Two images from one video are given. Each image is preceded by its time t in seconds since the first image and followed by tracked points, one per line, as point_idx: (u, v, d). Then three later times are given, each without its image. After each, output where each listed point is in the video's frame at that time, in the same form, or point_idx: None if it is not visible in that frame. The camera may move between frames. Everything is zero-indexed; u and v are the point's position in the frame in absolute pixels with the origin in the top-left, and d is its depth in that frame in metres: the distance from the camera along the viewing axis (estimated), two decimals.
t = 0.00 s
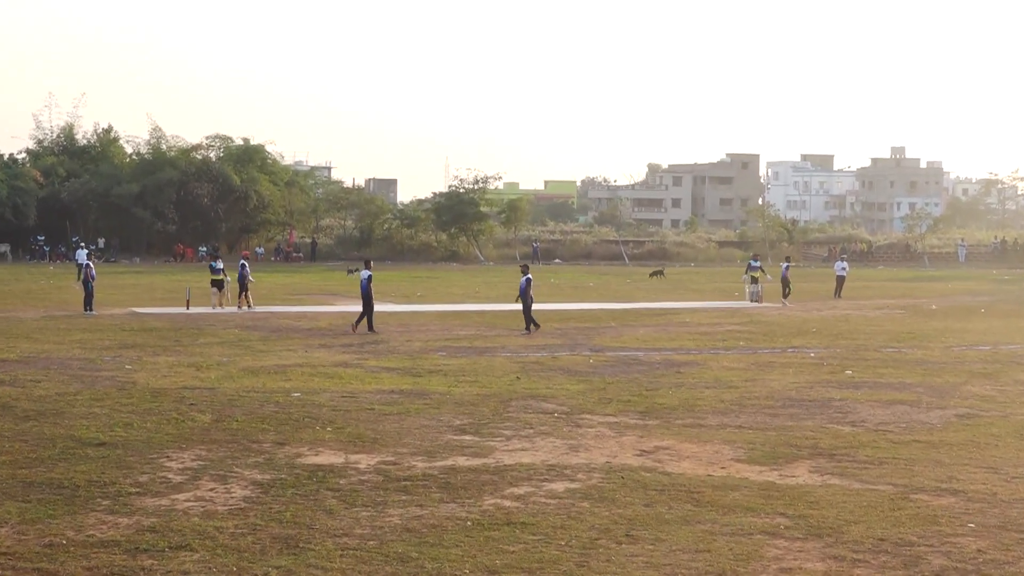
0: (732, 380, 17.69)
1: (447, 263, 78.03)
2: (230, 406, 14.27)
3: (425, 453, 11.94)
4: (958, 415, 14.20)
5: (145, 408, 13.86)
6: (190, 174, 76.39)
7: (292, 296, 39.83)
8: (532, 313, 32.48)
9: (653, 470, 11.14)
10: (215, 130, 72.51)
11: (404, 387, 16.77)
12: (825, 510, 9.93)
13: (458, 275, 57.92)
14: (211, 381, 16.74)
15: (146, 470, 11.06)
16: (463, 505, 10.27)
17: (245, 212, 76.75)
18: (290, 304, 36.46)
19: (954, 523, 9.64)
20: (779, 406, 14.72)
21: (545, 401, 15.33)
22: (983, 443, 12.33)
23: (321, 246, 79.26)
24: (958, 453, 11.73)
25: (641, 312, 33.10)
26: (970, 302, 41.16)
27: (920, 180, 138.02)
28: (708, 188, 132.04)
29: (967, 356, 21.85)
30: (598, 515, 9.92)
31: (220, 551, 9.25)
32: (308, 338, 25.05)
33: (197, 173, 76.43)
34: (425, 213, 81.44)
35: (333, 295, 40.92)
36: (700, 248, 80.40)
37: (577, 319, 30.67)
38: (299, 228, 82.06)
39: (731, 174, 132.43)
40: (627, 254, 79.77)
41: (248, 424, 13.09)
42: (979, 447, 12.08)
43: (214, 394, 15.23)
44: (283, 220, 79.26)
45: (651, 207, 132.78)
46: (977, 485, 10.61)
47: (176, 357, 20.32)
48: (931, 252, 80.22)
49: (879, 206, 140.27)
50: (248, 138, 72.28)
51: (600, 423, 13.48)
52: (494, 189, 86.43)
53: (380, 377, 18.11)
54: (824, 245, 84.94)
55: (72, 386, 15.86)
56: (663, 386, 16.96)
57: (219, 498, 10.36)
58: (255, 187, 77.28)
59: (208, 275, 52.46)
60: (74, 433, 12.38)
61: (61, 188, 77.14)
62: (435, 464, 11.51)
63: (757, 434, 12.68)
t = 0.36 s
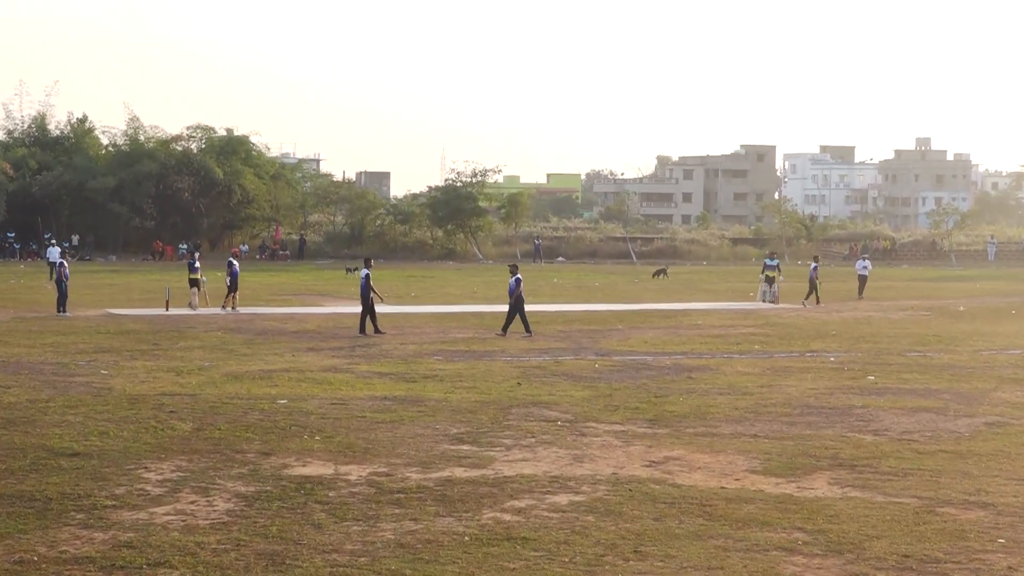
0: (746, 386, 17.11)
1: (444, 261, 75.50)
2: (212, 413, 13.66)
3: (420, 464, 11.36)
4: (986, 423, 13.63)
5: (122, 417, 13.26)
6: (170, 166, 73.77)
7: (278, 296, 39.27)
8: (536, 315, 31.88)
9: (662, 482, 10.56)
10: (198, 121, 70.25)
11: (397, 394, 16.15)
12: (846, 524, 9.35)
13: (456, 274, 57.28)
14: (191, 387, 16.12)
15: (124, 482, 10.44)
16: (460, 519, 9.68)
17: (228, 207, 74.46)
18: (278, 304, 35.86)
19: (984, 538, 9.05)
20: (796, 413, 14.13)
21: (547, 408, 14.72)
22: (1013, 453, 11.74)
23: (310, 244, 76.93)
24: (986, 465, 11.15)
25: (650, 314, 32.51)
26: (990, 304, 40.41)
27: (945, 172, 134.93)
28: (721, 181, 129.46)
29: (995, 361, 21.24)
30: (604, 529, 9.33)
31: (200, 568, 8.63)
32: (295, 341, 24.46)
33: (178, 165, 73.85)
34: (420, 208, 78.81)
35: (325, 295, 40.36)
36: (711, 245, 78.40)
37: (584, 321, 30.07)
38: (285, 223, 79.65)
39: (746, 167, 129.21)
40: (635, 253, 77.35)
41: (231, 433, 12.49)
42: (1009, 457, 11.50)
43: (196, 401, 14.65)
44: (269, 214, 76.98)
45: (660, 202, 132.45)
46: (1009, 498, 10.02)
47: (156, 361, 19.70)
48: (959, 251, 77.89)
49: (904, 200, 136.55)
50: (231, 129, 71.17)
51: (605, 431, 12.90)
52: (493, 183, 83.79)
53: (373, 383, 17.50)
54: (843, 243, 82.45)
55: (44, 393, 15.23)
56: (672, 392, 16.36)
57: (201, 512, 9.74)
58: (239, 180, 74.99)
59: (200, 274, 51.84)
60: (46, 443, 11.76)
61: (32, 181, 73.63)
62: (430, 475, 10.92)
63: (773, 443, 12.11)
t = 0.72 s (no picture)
0: (762, 393, 16.55)
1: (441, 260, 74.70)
2: (192, 422, 13.07)
3: (414, 476, 10.77)
4: (1017, 433, 13.11)
5: (96, 426, 12.69)
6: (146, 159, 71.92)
7: (261, 296, 38.69)
8: (539, 317, 31.29)
9: (672, 495, 9.99)
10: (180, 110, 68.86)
11: (390, 402, 15.53)
12: (869, 541, 8.77)
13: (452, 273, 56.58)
14: (170, 395, 15.52)
15: (97, 496, 9.84)
16: (457, 535, 9.09)
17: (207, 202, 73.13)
18: (263, 305, 35.19)
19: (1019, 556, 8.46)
20: (816, 422, 13.58)
21: (549, 417, 14.13)
22: None
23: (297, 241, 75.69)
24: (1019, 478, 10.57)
25: (660, 316, 31.94)
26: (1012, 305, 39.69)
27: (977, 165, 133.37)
28: (735, 174, 128.98)
29: None
30: (610, 547, 8.74)
31: None
32: (278, 345, 23.81)
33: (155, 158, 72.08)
34: (413, 203, 77.57)
35: (314, 296, 39.66)
36: (726, 244, 77.68)
37: (590, 324, 29.46)
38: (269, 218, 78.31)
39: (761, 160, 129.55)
40: (641, 250, 76.88)
41: (212, 443, 11.91)
42: None
43: (176, 409, 14.08)
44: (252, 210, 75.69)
45: (670, 195, 128.21)
46: None
47: (131, 366, 19.09)
48: (987, 250, 77.27)
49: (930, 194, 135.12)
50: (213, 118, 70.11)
51: (611, 442, 12.32)
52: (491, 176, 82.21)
53: (364, 390, 16.89)
54: (865, 240, 82.61)
55: (13, 401, 14.65)
56: (683, 400, 15.78)
57: (180, 528, 9.14)
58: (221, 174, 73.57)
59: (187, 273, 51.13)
60: (15, 454, 11.18)
61: None
62: (424, 489, 10.32)
63: (791, 455, 11.56)
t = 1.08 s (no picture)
0: (779, 400, 16.07)
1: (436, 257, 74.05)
2: (170, 432, 12.58)
3: (408, 489, 10.24)
4: None
5: (66, 436, 12.22)
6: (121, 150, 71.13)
7: (245, 297, 38.25)
8: (541, 318, 30.94)
9: (684, 510, 9.46)
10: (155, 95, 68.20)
11: (383, 410, 14.96)
12: (895, 558, 8.25)
13: (449, 272, 55.93)
14: (146, 403, 14.99)
15: (70, 511, 9.30)
16: (454, 552, 8.52)
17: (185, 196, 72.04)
18: (248, 307, 34.53)
19: None
20: (838, 432, 13.18)
21: (552, 426, 13.59)
22: None
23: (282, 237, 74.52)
24: None
25: (666, 317, 31.62)
26: None
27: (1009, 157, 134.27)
28: (750, 166, 128.06)
29: None
30: (618, 565, 8.18)
31: None
32: (261, 350, 23.22)
33: (130, 149, 71.16)
34: (405, 198, 77.47)
35: (303, 296, 39.02)
36: (739, 241, 76.75)
37: (595, 326, 29.00)
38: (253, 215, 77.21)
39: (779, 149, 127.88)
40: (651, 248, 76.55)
41: (190, 453, 11.40)
42: None
43: (153, 417, 13.61)
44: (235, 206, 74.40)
45: (682, 188, 127.97)
46: None
47: (104, 373, 18.62)
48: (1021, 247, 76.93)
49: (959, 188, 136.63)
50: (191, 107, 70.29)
51: (618, 452, 11.85)
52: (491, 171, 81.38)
53: (354, 396, 16.36)
54: (889, 238, 80.88)
55: None
56: (694, 408, 15.28)
57: (156, 546, 8.58)
58: (200, 166, 72.28)
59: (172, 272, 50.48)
60: None
61: None
62: (417, 502, 9.77)
63: (811, 467, 11.08)
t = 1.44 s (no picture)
0: (801, 408, 16.53)
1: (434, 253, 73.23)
2: (147, 441, 13.06)
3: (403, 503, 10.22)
4: None
5: (43, 445, 12.74)
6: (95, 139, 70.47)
7: (228, 297, 37.88)
8: (548, 318, 30.55)
9: (698, 527, 9.55)
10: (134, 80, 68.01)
11: (377, 418, 15.16)
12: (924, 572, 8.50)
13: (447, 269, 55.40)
14: (124, 411, 15.39)
15: (38, 528, 9.26)
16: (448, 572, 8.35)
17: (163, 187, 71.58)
18: (233, 307, 34.14)
19: None
20: (864, 442, 13.73)
21: (557, 436, 14.02)
22: None
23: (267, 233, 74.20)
24: None
25: (686, 320, 30.65)
26: None
27: None
28: (771, 156, 126.65)
29: None
30: None
31: None
32: (246, 353, 23.02)
33: (105, 139, 70.60)
34: (400, 190, 76.19)
35: (292, 296, 38.66)
36: (759, 238, 76.32)
37: (606, 329, 28.09)
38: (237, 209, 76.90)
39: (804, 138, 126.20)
40: (663, 244, 75.83)
41: (168, 464, 11.86)
42: None
43: (135, 425, 14.17)
44: (215, 197, 74.31)
45: (697, 180, 126.85)
46: None
47: (79, 379, 18.70)
48: None
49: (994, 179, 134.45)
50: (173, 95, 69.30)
51: (625, 464, 12.33)
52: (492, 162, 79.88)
53: (346, 403, 16.60)
54: (919, 233, 81.17)
55: None
56: (709, 415, 15.79)
57: (131, 563, 8.47)
58: (179, 155, 71.92)
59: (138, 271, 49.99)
60: None
61: None
62: (413, 517, 9.82)
63: (835, 481, 11.46)
